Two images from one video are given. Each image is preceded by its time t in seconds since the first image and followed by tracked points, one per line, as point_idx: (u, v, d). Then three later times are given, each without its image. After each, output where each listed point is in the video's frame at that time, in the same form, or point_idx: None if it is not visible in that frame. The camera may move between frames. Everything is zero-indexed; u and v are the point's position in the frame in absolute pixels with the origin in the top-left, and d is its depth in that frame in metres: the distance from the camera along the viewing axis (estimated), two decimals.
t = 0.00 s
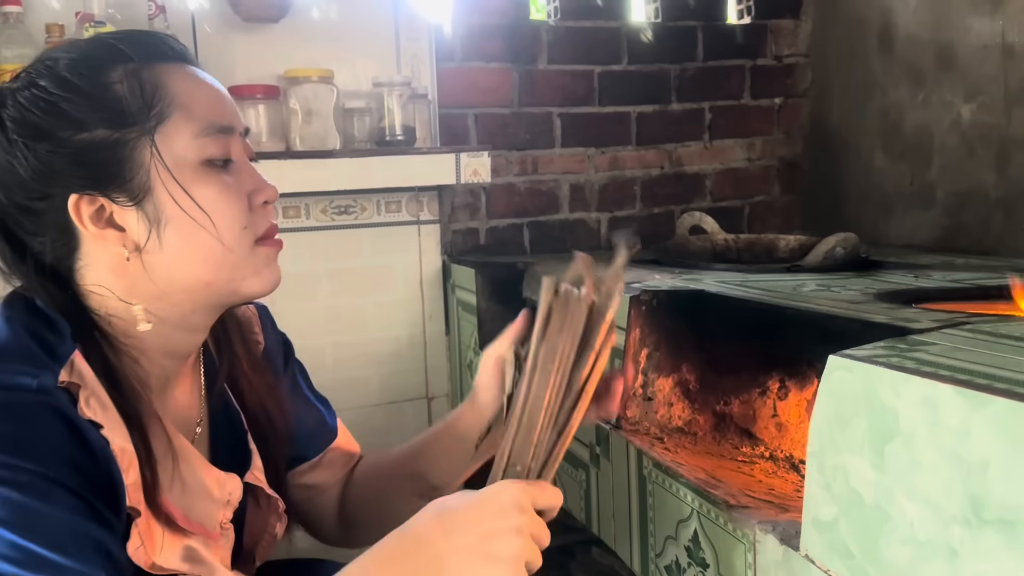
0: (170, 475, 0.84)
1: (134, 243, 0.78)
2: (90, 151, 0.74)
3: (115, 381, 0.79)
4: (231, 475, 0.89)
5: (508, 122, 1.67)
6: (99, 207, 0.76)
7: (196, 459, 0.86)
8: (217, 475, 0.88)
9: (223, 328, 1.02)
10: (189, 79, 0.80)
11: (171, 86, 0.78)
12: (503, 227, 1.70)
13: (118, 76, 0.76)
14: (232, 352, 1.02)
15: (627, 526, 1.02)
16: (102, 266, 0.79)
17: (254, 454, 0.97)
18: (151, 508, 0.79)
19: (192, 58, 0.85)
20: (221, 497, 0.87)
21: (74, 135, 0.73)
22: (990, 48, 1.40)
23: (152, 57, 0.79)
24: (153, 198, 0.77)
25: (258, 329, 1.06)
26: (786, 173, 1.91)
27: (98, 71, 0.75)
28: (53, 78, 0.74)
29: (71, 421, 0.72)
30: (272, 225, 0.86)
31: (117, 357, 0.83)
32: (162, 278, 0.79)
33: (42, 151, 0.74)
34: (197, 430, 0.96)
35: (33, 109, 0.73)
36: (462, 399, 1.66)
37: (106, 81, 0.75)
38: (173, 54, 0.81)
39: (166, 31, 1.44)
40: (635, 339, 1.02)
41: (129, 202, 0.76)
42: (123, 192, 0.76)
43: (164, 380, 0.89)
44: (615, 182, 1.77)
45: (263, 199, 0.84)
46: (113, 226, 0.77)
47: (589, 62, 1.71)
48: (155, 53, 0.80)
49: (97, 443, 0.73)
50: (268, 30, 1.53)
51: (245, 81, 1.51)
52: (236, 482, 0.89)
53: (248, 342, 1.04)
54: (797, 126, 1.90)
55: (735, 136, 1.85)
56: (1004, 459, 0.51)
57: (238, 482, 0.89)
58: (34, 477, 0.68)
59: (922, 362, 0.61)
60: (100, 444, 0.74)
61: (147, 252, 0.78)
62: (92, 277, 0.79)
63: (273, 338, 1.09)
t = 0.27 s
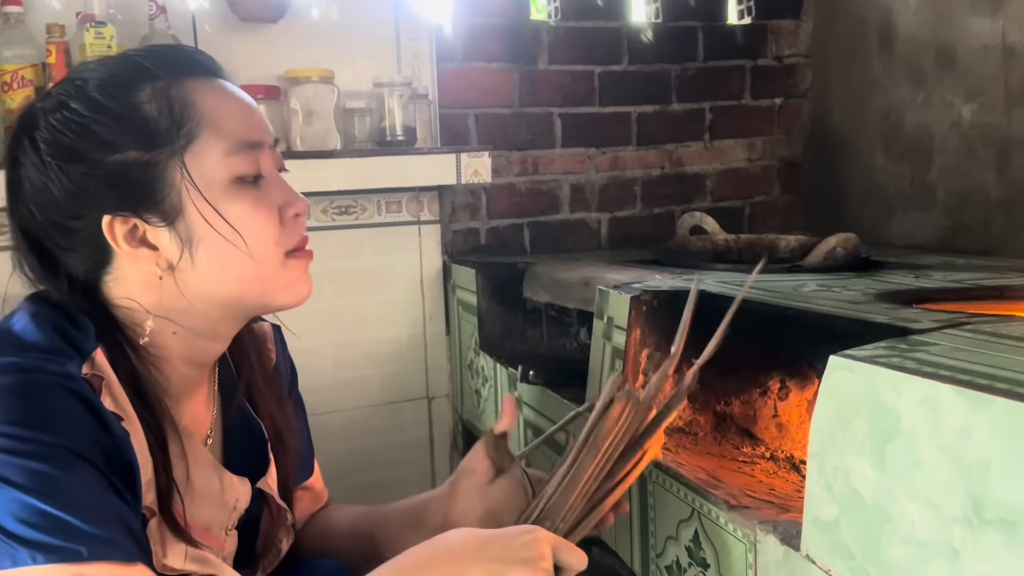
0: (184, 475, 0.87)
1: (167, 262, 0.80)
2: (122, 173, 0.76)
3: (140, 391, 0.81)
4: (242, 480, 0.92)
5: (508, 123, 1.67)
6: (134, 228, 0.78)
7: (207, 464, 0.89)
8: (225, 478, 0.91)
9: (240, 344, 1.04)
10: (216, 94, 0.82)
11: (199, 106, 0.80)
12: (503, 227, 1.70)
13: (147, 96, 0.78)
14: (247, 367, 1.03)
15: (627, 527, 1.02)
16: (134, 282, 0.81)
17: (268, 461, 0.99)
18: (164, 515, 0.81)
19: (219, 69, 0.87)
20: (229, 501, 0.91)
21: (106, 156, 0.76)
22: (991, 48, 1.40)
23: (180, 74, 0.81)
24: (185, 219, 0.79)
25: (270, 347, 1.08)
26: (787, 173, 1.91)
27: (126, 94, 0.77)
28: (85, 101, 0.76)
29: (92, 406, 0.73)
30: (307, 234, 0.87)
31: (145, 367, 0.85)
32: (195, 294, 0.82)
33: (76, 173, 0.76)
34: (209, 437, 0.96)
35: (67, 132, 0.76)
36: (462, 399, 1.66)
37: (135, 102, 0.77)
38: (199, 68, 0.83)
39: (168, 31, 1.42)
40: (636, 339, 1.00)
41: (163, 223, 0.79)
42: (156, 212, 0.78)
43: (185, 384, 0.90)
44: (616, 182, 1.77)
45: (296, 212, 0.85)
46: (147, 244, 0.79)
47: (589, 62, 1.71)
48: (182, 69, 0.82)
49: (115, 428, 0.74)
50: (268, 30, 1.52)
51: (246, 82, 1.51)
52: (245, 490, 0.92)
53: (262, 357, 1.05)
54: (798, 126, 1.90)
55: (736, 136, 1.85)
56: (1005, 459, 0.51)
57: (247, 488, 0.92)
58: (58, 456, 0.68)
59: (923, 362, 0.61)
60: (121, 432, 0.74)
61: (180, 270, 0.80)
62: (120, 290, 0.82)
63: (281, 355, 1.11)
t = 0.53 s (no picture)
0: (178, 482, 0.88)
1: (172, 283, 0.79)
2: (139, 191, 0.74)
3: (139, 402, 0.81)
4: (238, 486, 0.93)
5: (509, 123, 1.67)
6: (143, 244, 0.76)
7: (203, 473, 0.89)
8: (221, 486, 0.91)
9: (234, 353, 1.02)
10: (249, 116, 0.79)
11: (228, 132, 0.77)
12: (504, 227, 1.70)
13: (177, 112, 0.75)
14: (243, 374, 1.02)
15: (627, 526, 1.02)
16: (137, 295, 0.80)
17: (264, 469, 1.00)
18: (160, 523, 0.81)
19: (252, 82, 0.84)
20: (224, 507, 0.92)
21: (126, 170, 0.73)
22: (991, 48, 1.40)
23: (212, 87, 0.78)
24: (199, 245, 0.77)
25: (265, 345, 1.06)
26: (787, 173, 1.91)
27: (154, 108, 0.74)
28: (111, 108, 0.74)
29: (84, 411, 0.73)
30: (315, 266, 0.85)
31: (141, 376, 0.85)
32: (198, 317, 0.81)
33: (93, 181, 0.74)
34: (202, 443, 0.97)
35: (90, 137, 0.73)
36: (462, 399, 1.66)
37: (164, 117, 0.74)
38: (234, 82, 0.80)
39: (168, 31, 1.42)
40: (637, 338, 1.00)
41: (174, 246, 0.77)
42: (167, 234, 0.76)
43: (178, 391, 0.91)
44: (616, 182, 1.77)
45: (310, 246, 0.83)
46: (153, 263, 0.78)
47: (590, 63, 1.71)
48: (216, 84, 0.79)
49: (109, 431, 0.75)
50: (268, 30, 1.52)
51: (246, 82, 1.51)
52: (241, 496, 0.93)
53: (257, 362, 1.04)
54: (798, 126, 1.90)
55: (736, 136, 1.85)
56: (1005, 459, 0.51)
57: (243, 495, 0.93)
58: (54, 462, 0.68)
59: (923, 362, 0.61)
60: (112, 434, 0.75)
61: (185, 293, 0.79)
62: (127, 299, 0.81)
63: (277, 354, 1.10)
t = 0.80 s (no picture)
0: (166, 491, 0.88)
1: (157, 303, 0.78)
2: (130, 208, 0.73)
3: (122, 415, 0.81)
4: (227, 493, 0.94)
5: (510, 122, 1.67)
6: (131, 261, 0.76)
7: (191, 481, 0.90)
8: (208, 493, 0.92)
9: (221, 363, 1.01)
10: (252, 136, 0.77)
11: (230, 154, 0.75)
12: (504, 227, 1.70)
13: (177, 129, 0.74)
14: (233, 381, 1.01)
15: (628, 527, 1.02)
16: (121, 310, 0.80)
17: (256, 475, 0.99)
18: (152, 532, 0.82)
19: (258, 96, 0.82)
20: (212, 514, 0.92)
21: (119, 186, 0.72)
22: (992, 48, 1.40)
23: (215, 102, 0.77)
24: (189, 268, 0.76)
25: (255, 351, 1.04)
26: (788, 173, 1.91)
27: (153, 124, 0.73)
28: (108, 120, 0.72)
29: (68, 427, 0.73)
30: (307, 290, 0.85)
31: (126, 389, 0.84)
32: (180, 337, 0.80)
33: (83, 194, 0.73)
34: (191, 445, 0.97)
35: (83, 147, 0.72)
36: (463, 399, 1.66)
37: (161, 134, 0.73)
38: (238, 98, 0.79)
39: (169, 31, 1.42)
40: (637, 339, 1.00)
41: (163, 267, 0.76)
42: (157, 256, 0.75)
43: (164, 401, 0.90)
44: (616, 182, 1.77)
45: (303, 271, 0.82)
46: (140, 280, 0.77)
47: (590, 63, 1.71)
48: (219, 101, 0.77)
49: (90, 441, 0.74)
50: (268, 30, 1.52)
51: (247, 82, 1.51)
52: (230, 503, 0.94)
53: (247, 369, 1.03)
54: (798, 126, 1.90)
55: (736, 136, 1.85)
56: (1006, 460, 0.51)
57: (231, 502, 0.94)
58: (33, 479, 0.68)
59: (924, 362, 0.61)
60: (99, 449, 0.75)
61: (169, 313, 0.79)
62: (113, 312, 0.80)
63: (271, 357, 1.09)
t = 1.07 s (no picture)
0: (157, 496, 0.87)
1: (154, 314, 0.77)
2: (134, 219, 0.72)
3: (113, 424, 0.80)
4: (219, 501, 0.92)
5: (510, 122, 1.67)
6: (130, 273, 0.75)
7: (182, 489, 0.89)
8: (199, 502, 0.90)
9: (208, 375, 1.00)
10: (264, 153, 0.77)
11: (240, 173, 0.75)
12: (505, 226, 1.70)
13: (188, 142, 0.73)
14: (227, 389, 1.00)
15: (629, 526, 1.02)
16: (119, 320, 0.79)
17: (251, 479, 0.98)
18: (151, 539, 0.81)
19: (272, 110, 0.81)
20: (201, 521, 0.91)
21: (124, 197, 0.72)
22: (993, 47, 1.40)
23: (229, 116, 0.76)
24: (190, 283, 0.76)
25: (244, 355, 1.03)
26: (789, 173, 1.91)
27: (163, 136, 0.72)
28: (117, 130, 0.71)
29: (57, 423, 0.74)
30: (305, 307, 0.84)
31: (120, 397, 0.83)
32: (176, 350, 0.79)
33: (88, 202, 0.72)
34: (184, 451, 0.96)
35: (90, 156, 0.72)
36: (463, 399, 1.66)
37: (171, 147, 0.72)
38: (251, 112, 0.78)
39: (170, 30, 1.42)
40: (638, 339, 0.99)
41: (163, 281, 0.75)
42: (158, 269, 0.75)
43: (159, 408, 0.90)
44: (617, 182, 1.77)
45: (303, 289, 0.81)
46: (138, 292, 0.76)
47: (591, 62, 1.71)
48: (233, 116, 0.76)
49: (79, 441, 0.75)
50: (269, 29, 1.52)
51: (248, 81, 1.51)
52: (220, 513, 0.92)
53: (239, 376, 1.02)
54: (799, 126, 1.90)
55: (737, 135, 1.85)
56: (1007, 460, 0.51)
57: (222, 511, 0.92)
58: (24, 470, 0.68)
59: (925, 362, 0.61)
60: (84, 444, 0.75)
61: (167, 326, 0.78)
62: (110, 319, 0.79)
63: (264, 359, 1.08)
